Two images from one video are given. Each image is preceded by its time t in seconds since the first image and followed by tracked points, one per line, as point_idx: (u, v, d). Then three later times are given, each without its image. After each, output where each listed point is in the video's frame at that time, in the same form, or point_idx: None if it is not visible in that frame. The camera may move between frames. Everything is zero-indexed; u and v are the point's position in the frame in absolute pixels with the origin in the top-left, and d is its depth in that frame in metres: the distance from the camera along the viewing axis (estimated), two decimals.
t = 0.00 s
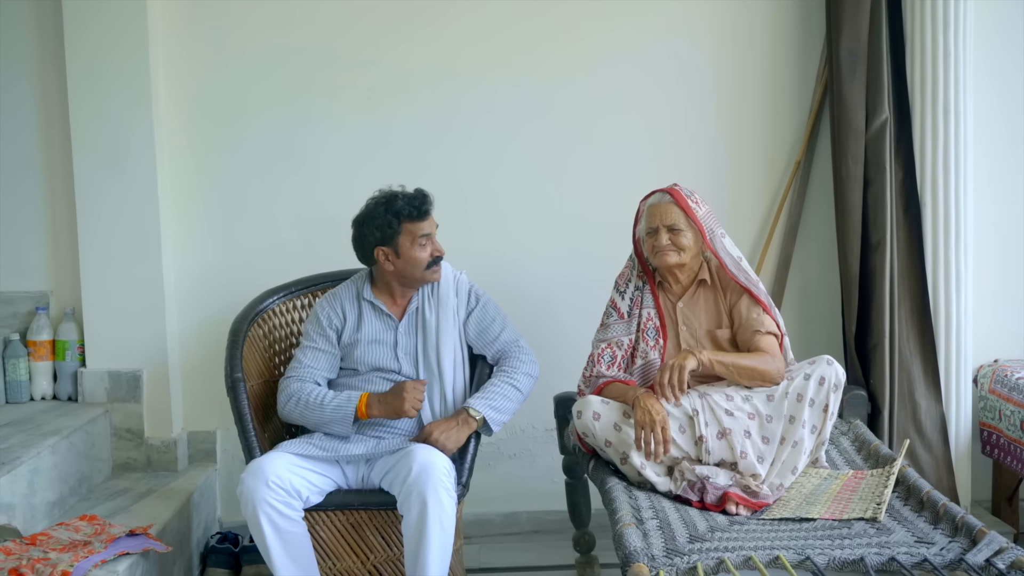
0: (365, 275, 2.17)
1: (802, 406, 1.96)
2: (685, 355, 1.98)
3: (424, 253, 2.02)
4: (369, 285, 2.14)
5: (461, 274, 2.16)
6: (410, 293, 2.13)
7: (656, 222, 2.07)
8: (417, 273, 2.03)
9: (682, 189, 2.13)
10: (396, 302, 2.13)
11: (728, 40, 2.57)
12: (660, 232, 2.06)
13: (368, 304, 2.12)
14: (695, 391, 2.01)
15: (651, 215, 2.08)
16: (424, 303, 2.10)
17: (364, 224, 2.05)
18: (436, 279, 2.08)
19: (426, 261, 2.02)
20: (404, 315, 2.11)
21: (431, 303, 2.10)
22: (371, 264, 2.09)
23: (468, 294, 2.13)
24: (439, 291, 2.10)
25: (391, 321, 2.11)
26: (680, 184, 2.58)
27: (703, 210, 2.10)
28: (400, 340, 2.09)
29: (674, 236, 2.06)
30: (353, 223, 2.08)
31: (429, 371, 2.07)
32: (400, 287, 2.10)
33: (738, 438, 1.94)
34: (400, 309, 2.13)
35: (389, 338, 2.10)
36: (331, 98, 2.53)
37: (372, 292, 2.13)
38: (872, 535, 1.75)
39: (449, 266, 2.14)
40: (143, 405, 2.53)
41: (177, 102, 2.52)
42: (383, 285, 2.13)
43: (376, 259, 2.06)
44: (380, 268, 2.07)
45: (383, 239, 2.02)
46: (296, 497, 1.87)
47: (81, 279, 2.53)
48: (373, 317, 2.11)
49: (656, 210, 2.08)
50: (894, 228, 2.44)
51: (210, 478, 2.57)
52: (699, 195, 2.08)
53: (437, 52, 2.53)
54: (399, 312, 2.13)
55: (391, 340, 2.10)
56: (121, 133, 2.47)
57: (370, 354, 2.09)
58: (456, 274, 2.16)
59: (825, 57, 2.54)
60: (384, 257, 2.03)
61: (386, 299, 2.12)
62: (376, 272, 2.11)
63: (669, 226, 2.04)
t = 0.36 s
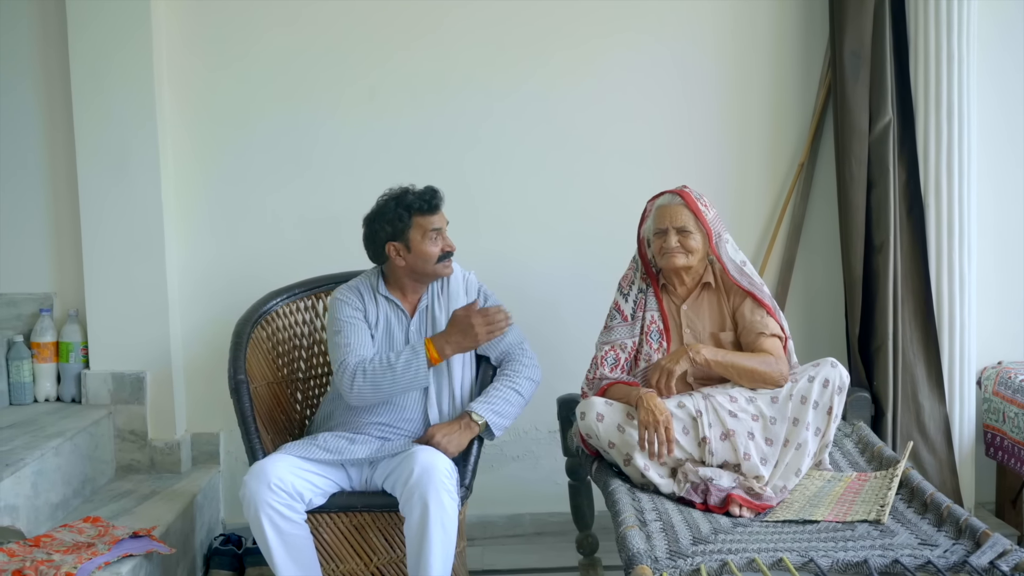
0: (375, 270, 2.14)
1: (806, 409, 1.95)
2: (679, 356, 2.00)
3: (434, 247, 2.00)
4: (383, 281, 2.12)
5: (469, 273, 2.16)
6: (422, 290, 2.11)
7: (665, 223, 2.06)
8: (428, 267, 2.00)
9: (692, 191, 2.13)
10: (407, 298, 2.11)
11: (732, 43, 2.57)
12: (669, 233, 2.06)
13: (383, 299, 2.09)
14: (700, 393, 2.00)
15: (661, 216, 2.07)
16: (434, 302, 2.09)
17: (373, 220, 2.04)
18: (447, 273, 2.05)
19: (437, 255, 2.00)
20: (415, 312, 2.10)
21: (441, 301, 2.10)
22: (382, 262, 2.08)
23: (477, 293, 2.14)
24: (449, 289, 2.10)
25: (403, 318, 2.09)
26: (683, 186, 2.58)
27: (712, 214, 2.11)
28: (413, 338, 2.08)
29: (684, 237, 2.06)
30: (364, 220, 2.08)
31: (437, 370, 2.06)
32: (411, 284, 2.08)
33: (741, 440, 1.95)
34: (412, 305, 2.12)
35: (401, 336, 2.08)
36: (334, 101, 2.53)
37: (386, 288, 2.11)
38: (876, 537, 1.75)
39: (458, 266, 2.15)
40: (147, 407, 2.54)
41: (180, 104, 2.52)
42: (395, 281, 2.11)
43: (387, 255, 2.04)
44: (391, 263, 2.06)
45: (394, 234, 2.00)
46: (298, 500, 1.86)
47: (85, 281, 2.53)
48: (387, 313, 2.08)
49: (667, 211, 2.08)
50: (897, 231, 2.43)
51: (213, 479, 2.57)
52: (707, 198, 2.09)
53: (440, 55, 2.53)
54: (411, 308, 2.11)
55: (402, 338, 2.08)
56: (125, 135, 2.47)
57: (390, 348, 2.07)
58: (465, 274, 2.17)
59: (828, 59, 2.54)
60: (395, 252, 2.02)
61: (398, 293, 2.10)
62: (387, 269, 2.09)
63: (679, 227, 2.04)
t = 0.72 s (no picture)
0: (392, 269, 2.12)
1: (808, 412, 1.95)
2: (668, 369, 2.04)
3: (449, 245, 1.99)
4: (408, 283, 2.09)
5: (484, 278, 2.17)
6: (441, 292, 2.10)
7: (672, 227, 2.06)
8: (444, 265, 1.99)
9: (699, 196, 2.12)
10: (428, 301, 2.10)
11: (734, 46, 2.57)
12: (676, 238, 2.05)
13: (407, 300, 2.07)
14: (702, 397, 2.00)
15: (666, 220, 2.07)
16: (451, 305, 2.09)
17: (387, 223, 2.04)
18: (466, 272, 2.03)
19: (453, 252, 1.99)
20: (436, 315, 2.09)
21: (457, 304, 2.09)
22: (398, 265, 2.07)
23: (490, 298, 2.15)
24: (465, 292, 2.10)
25: (426, 320, 2.08)
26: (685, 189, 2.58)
27: (717, 219, 2.11)
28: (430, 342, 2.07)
29: (690, 242, 2.05)
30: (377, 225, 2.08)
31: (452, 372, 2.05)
32: (431, 286, 2.07)
33: (744, 443, 1.95)
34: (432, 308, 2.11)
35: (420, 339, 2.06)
36: (336, 104, 2.53)
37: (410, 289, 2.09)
38: (878, 541, 1.74)
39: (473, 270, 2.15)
40: (149, 410, 2.54)
41: (183, 108, 2.53)
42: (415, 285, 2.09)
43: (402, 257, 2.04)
44: (408, 266, 2.06)
45: (408, 234, 2.00)
46: (295, 505, 1.86)
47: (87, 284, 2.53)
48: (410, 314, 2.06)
49: (673, 215, 2.07)
50: (900, 234, 2.43)
51: (215, 483, 2.57)
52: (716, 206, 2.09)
53: (442, 58, 2.53)
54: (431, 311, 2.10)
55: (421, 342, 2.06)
56: (127, 138, 2.47)
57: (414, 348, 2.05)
58: (479, 277, 2.17)
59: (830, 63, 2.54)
60: (410, 253, 2.02)
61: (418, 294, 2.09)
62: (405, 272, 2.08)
63: (687, 232, 2.03)
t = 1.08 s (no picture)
0: (393, 278, 2.12)
1: (809, 419, 1.95)
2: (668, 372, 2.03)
3: (433, 266, 1.96)
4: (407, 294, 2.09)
5: (486, 289, 2.15)
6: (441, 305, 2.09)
7: (664, 237, 2.06)
8: (425, 284, 1.98)
9: (693, 203, 2.11)
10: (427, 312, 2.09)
11: (734, 55, 2.57)
12: (668, 248, 2.06)
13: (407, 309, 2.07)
14: (703, 403, 1.98)
15: (660, 230, 2.08)
16: (453, 318, 2.08)
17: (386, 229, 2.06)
18: (451, 293, 2.00)
19: (436, 273, 1.97)
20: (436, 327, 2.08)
21: (458, 318, 2.08)
22: (397, 271, 2.08)
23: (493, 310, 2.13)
24: (467, 304, 2.09)
25: (426, 333, 2.08)
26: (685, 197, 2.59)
27: (713, 227, 2.10)
28: (431, 355, 2.06)
29: (682, 252, 2.05)
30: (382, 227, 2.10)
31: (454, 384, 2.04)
32: (422, 298, 2.06)
33: (744, 450, 1.94)
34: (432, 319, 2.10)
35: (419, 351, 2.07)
36: (336, 111, 2.54)
37: (410, 300, 2.08)
38: (879, 548, 1.74)
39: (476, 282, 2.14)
40: (149, 417, 2.54)
41: (183, 114, 2.53)
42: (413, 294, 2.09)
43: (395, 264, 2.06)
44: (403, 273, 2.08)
45: (398, 246, 2.00)
46: (297, 512, 1.86)
47: (88, 291, 2.53)
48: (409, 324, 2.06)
49: (665, 225, 2.07)
50: (900, 241, 2.43)
51: (215, 489, 2.57)
52: (710, 212, 2.08)
53: (442, 65, 2.53)
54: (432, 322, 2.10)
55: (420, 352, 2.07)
56: (128, 144, 2.47)
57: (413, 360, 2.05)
58: (481, 287, 2.15)
59: (830, 70, 2.54)
60: (400, 263, 2.03)
61: (417, 306, 2.08)
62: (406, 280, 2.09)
63: (678, 242, 2.04)
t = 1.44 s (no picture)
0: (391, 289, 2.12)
1: (807, 424, 1.95)
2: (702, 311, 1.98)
3: (398, 273, 1.99)
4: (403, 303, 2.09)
5: (486, 297, 2.16)
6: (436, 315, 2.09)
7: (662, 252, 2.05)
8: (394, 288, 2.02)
9: (692, 215, 2.07)
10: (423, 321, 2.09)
11: (735, 61, 2.57)
12: (665, 263, 2.04)
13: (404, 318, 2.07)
14: (702, 410, 1.99)
15: (658, 245, 2.06)
16: (452, 326, 2.08)
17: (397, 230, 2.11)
18: (413, 304, 2.00)
19: (398, 280, 1.99)
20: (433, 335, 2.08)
21: (457, 325, 2.08)
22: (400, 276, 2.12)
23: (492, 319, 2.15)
24: (466, 312, 2.09)
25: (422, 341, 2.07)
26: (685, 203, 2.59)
27: (711, 240, 2.08)
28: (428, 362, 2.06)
29: (679, 267, 2.05)
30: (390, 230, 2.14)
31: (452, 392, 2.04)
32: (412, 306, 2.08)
33: (743, 455, 1.93)
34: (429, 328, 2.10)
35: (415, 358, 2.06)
36: (336, 118, 2.54)
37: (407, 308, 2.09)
38: (879, 555, 1.73)
39: (476, 290, 2.15)
40: (149, 424, 2.53)
41: (183, 121, 2.53)
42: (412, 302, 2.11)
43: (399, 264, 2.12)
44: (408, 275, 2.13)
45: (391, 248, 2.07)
46: (298, 518, 1.85)
47: (87, 297, 2.53)
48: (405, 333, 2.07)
49: (664, 240, 2.05)
50: (900, 248, 2.43)
51: (215, 496, 2.57)
52: (706, 224, 2.04)
53: (442, 72, 2.53)
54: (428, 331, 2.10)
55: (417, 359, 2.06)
56: (128, 151, 2.47)
57: (407, 366, 2.04)
58: (483, 296, 2.17)
59: (830, 77, 2.54)
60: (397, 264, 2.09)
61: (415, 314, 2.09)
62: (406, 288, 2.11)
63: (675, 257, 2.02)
